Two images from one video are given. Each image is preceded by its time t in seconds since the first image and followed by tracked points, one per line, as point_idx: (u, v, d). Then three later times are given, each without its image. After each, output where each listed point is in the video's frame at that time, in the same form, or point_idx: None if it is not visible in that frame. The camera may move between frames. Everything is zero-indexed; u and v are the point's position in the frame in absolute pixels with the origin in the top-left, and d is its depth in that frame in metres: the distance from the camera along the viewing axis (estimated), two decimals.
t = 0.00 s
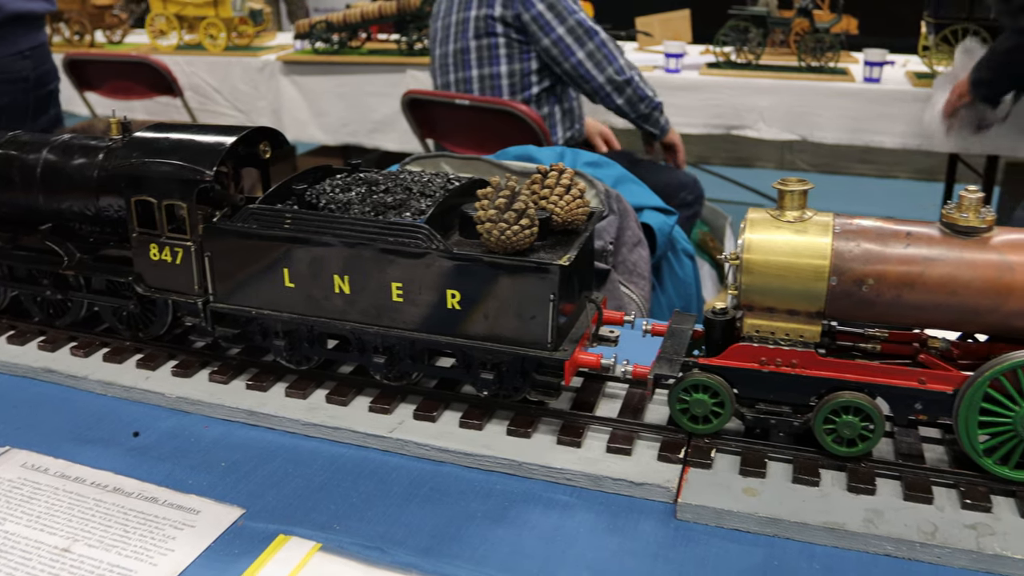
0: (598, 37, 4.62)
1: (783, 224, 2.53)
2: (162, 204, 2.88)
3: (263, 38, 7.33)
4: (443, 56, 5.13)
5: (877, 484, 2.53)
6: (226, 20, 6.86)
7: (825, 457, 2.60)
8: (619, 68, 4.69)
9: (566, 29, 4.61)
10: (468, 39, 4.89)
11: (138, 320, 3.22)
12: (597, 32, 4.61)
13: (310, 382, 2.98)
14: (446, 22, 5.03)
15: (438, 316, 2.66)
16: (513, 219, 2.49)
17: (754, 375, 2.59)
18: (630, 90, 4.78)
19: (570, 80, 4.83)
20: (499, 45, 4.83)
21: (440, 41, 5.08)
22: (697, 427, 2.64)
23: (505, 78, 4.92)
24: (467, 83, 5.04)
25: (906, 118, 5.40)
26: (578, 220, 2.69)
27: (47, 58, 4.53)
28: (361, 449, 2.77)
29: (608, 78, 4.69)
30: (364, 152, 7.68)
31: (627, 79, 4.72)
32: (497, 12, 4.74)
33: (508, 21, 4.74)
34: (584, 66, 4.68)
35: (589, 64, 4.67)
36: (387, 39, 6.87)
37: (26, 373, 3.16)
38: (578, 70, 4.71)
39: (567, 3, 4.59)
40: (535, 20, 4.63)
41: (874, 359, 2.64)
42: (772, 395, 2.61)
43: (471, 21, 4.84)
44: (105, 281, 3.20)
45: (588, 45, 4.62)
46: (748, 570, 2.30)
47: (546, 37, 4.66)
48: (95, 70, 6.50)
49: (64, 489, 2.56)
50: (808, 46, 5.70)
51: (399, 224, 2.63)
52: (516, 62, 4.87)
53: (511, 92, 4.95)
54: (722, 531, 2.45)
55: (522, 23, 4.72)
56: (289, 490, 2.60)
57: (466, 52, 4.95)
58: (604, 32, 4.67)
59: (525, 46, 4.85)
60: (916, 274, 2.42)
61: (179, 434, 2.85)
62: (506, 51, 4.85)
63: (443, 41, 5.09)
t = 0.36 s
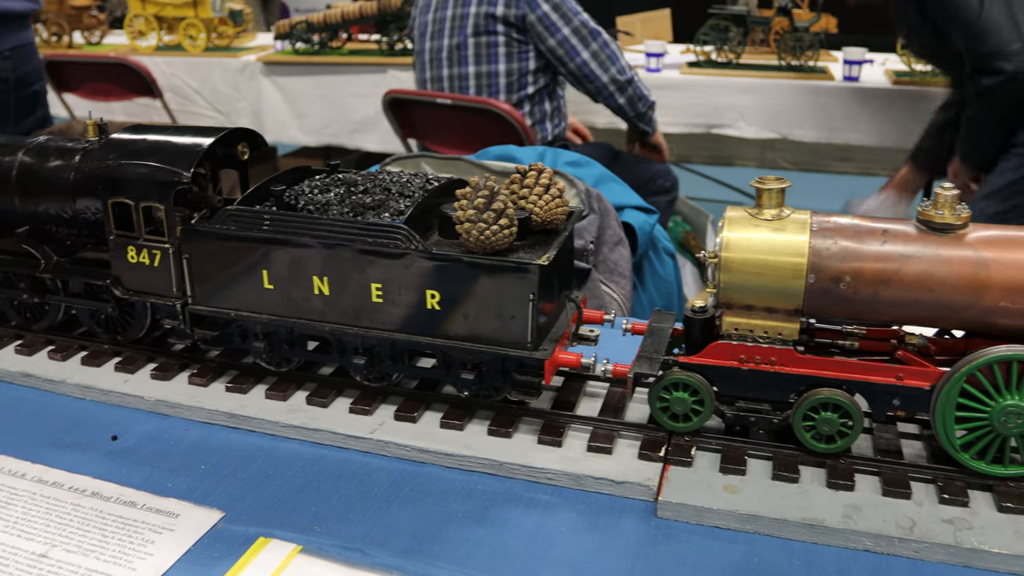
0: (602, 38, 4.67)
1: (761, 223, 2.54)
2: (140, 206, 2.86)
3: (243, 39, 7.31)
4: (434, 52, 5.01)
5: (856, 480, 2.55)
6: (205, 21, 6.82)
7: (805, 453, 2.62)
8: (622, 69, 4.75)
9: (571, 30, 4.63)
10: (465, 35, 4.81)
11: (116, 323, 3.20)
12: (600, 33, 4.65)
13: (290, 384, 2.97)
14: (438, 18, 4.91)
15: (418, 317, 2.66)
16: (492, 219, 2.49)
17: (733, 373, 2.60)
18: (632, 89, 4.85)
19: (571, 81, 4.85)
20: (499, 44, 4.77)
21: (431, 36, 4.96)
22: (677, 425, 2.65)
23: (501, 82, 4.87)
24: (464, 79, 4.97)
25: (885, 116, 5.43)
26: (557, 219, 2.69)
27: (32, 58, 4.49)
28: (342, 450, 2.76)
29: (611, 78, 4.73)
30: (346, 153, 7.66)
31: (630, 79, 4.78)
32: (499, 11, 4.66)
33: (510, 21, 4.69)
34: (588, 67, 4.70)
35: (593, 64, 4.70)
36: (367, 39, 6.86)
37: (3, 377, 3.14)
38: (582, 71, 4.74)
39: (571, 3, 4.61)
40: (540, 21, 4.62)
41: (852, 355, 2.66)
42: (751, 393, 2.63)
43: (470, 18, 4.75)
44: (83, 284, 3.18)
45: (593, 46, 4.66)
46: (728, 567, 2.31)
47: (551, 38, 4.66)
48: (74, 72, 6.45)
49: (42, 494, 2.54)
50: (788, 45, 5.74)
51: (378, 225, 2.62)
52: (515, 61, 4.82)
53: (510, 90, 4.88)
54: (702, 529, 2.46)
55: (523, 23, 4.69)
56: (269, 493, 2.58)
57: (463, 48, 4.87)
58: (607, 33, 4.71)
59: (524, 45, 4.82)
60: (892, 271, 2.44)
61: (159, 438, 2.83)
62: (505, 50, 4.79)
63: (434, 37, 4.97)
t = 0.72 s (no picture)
0: (594, 58, 4.68)
1: (745, 221, 2.54)
2: (123, 207, 2.85)
3: (227, 39, 7.29)
4: (426, 59, 4.91)
5: (842, 477, 2.56)
6: (190, 21, 6.79)
7: (790, 451, 2.63)
8: (611, 89, 4.76)
9: (565, 50, 4.62)
10: (460, 46, 4.76)
11: (100, 326, 3.18)
12: (593, 53, 4.67)
13: (275, 385, 2.96)
14: (430, 25, 4.84)
15: (403, 317, 2.65)
16: (476, 219, 2.49)
17: (718, 371, 2.61)
18: (618, 109, 4.84)
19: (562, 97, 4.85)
20: (495, 57, 4.75)
21: (423, 45, 4.89)
22: (662, 424, 2.66)
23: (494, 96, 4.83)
24: (457, 90, 4.90)
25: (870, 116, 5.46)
26: (542, 219, 2.69)
27: (24, 57, 4.37)
28: (328, 452, 2.76)
29: (601, 98, 4.74)
30: (332, 154, 7.64)
31: (619, 101, 4.79)
32: (496, 25, 4.63)
33: (507, 35, 4.66)
34: (579, 85, 4.70)
35: (584, 83, 4.70)
36: (353, 39, 6.85)
37: None
38: (573, 89, 4.74)
39: (567, 21, 4.59)
40: (536, 37, 4.60)
41: (837, 353, 2.66)
42: (736, 391, 2.63)
43: (466, 29, 4.70)
44: (66, 287, 3.15)
45: (586, 65, 4.66)
46: (715, 565, 2.32)
47: (545, 55, 4.65)
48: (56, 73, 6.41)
49: (25, 498, 2.52)
50: (773, 44, 5.78)
51: (362, 226, 2.62)
52: (510, 75, 4.81)
53: (503, 103, 4.88)
54: (688, 527, 2.46)
55: (519, 38, 4.67)
56: (254, 495, 2.57)
57: (458, 59, 4.81)
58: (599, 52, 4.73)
59: (520, 60, 4.81)
60: (876, 269, 2.45)
61: (143, 440, 2.81)
62: (501, 64, 4.77)
63: (424, 45, 4.91)
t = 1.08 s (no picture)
0: (561, 85, 4.53)
1: (722, 219, 2.55)
2: (99, 210, 2.83)
3: (206, 41, 7.26)
4: (398, 78, 4.86)
5: (820, 473, 2.57)
6: (168, 22, 6.74)
7: (769, 448, 2.64)
8: (577, 117, 4.59)
9: (530, 76, 4.48)
10: (428, 68, 4.67)
11: (77, 330, 3.16)
12: (561, 79, 4.52)
13: (255, 388, 2.95)
14: (402, 41, 4.75)
15: (381, 318, 2.65)
16: (454, 219, 2.49)
17: (697, 369, 2.62)
18: (584, 137, 4.66)
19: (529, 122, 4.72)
20: (463, 80, 4.68)
21: (394, 62, 4.84)
22: (642, 422, 2.66)
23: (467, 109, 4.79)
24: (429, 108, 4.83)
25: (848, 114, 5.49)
26: (520, 219, 2.70)
27: (5, 61, 4.23)
28: (307, 454, 2.75)
29: (566, 126, 4.59)
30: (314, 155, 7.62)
31: (586, 129, 4.62)
32: (462, 49, 4.53)
33: (473, 59, 4.55)
34: (544, 112, 4.57)
35: (550, 110, 4.57)
36: (334, 40, 6.84)
37: None
38: (538, 115, 4.60)
39: (534, 46, 4.44)
40: (501, 62, 4.48)
41: (814, 350, 2.68)
42: (715, 389, 2.64)
43: (434, 50, 4.61)
44: (42, 290, 3.13)
45: (552, 92, 4.52)
46: (694, 562, 2.33)
47: (510, 81, 4.52)
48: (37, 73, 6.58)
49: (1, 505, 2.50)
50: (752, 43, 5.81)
51: (340, 227, 2.61)
52: (479, 96, 4.73)
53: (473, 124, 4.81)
54: (668, 525, 2.47)
55: (486, 62, 4.55)
56: (233, 498, 2.56)
57: (427, 78, 4.73)
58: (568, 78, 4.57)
59: (490, 81, 4.71)
60: (852, 267, 2.46)
61: (121, 445, 2.79)
62: (470, 84, 4.69)
63: (397, 61, 4.85)
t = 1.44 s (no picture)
0: (546, 91, 4.54)
1: (702, 218, 2.56)
2: (78, 213, 2.81)
3: (187, 42, 7.23)
4: (379, 84, 4.78)
5: (801, 470, 2.59)
6: (149, 23, 6.70)
7: (750, 445, 2.65)
8: (563, 121, 4.62)
9: (516, 86, 4.49)
10: (410, 78, 4.61)
11: (57, 333, 3.14)
12: (545, 87, 4.53)
13: (236, 390, 2.94)
14: (383, 48, 4.69)
15: (363, 319, 2.64)
16: (435, 220, 2.49)
17: (678, 367, 2.62)
18: (570, 138, 4.70)
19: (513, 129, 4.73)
20: (445, 91, 4.63)
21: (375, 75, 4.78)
22: (624, 421, 2.67)
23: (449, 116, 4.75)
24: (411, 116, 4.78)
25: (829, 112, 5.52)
26: (501, 219, 2.70)
27: None
28: (289, 455, 2.74)
29: (552, 132, 4.62)
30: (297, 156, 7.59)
31: (572, 132, 4.66)
32: (445, 61, 4.49)
33: (457, 71, 4.53)
34: (530, 121, 4.58)
35: (536, 118, 4.58)
36: (316, 40, 6.82)
37: None
38: (524, 123, 4.62)
39: (519, 56, 4.44)
40: (487, 74, 4.48)
41: (795, 348, 2.70)
42: (696, 387, 2.65)
43: (415, 62, 4.55)
44: (20, 294, 3.10)
45: (537, 101, 4.54)
46: (676, 560, 2.33)
47: (496, 92, 4.52)
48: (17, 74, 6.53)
49: None
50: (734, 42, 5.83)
51: (321, 228, 2.60)
52: (462, 105, 4.70)
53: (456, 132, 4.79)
54: (650, 523, 2.47)
55: (470, 73, 4.53)
56: (214, 501, 2.54)
57: (408, 87, 4.66)
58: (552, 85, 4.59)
59: (472, 89, 4.68)
60: (831, 264, 2.47)
61: (101, 448, 2.77)
62: (452, 94, 4.65)
63: (378, 68, 4.77)
